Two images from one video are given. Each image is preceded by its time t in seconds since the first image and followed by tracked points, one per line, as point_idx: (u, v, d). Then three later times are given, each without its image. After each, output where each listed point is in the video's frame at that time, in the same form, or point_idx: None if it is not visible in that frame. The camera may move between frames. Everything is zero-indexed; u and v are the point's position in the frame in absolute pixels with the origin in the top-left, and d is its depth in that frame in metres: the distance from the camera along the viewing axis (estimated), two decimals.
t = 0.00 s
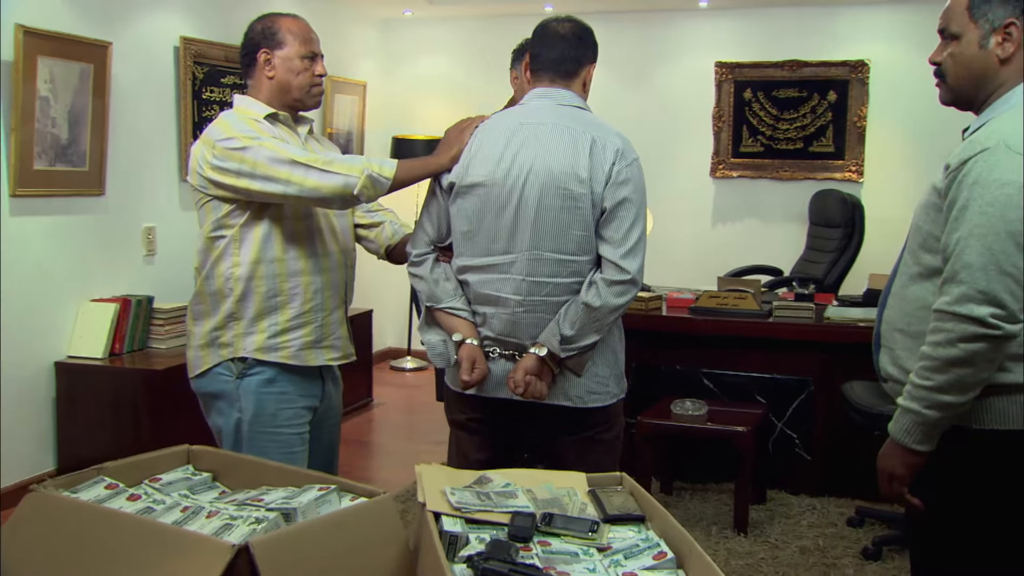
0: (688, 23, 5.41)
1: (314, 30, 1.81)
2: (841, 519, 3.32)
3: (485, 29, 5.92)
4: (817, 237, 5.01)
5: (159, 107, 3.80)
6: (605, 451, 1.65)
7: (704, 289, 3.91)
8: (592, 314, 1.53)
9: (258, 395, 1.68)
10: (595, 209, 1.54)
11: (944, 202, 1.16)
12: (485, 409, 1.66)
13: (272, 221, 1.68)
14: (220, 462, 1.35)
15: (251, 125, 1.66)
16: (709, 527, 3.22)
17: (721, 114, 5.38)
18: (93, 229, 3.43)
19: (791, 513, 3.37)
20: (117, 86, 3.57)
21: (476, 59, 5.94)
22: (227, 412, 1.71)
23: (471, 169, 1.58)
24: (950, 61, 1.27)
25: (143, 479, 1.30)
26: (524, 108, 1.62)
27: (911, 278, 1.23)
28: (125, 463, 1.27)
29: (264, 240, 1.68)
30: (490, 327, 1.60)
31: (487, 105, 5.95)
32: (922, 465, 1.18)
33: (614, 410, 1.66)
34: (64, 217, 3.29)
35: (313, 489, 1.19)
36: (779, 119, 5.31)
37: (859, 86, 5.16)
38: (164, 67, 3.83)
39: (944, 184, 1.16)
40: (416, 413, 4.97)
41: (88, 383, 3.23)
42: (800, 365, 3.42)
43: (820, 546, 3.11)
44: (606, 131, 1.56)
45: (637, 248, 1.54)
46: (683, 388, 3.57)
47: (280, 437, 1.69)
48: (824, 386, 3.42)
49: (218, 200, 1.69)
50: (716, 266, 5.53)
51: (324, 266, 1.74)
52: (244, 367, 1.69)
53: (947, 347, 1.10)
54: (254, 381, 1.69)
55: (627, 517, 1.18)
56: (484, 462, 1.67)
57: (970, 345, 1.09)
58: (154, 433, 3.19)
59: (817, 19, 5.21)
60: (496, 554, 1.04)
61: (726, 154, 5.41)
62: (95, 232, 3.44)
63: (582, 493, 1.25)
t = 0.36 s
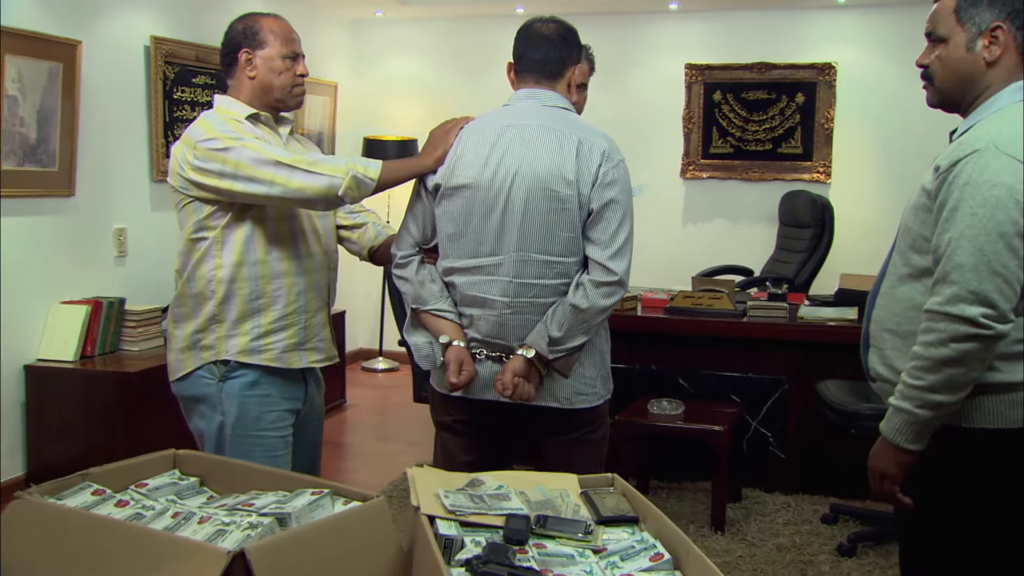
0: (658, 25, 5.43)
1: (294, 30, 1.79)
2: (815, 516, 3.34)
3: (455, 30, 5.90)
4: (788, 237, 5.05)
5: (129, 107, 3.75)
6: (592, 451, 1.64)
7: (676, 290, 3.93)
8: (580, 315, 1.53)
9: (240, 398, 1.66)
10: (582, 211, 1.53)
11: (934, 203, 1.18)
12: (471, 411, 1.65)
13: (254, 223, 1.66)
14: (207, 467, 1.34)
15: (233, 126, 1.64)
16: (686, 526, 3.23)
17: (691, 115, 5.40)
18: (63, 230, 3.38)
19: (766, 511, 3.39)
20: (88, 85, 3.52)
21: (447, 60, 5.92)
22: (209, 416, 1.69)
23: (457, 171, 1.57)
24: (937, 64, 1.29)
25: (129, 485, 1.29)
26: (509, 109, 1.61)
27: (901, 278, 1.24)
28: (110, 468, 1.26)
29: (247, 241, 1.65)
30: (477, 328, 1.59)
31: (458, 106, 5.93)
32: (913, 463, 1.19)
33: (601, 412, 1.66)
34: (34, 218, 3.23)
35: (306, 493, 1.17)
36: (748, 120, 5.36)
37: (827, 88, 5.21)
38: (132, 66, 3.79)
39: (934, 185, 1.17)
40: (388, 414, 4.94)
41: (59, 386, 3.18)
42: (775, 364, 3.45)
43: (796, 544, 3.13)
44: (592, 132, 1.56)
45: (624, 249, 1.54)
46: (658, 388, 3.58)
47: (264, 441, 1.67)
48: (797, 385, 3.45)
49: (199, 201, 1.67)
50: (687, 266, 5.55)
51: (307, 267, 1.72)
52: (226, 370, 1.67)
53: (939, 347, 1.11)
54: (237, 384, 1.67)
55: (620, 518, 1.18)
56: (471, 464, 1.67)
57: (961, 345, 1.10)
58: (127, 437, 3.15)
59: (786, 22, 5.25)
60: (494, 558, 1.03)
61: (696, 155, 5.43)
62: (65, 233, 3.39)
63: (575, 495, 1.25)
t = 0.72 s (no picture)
0: (629, 27, 5.45)
1: (276, 30, 1.77)
2: (790, 514, 3.37)
3: (426, 31, 5.88)
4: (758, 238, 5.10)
5: (98, 106, 3.71)
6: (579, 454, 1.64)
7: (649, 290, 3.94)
8: (568, 316, 1.53)
9: (224, 401, 1.65)
10: (570, 212, 1.53)
11: (925, 205, 1.19)
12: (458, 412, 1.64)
13: (238, 223, 1.64)
14: (194, 472, 1.33)
15: (216, 125, 1.62)
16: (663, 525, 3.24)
17: (662, 117, 5.43)
18: (32, 231, 3.32)
19: (742, 508, 3.40)
20: (57, 84, 3.46)
21: (418, 60, 5.90)
22: (192, 419, 1.67)
23: (444, 171, 1.56)
24: (925, 66, 1.31)
25: (115, 490, 1.29)
26: (496, 110, 1.60)
27: (891, 279, 1.26)
28: (97, 474, 1.25)
29: (230, 242, 1.64)
30: (464, 330, 1.59)
31: (429, 107, 5.92)
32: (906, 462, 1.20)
33: (588, 413, 1.66)
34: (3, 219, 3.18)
35: (300, 497, 1.16)
36: (718, 121, 5.39)
37: (795, 90, 5.25)
38: (99, 65, 3.73)
39: (925, 187, 1.19)
40: (360, 415, 4.90)
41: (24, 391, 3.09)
42: (750, 363, 3.48)
43: (773, 541, 3.14)
44: (579, 133, 1.55)
45: (612, 251, 1.54)
46: (633, 387, 3.60)
47: (247, 444, 1.66)
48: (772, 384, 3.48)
49: (182, 201, 1.64)
50: (659, 266, 5.58)
51: (291, 268, 1.71)
52: (210, 372, 1.65)
53: (933, 348, 1.13)
54: (220, 387, 1.65)
55: (614, 519, 1.18)
56: (457, 466, 1.66)
57: (953, 346, 1.12)
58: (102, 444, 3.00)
59: (755, 25, 5.29)
60: (493, 561, 1.03)
61: (667, 156, 5.46)
62: (33, 235, 3.33)
63: (568, 497, 1.25)
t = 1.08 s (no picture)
0: (601, 29, 5.47)
1: (258, 29, 1.76)
2: (765, 511, 3.39)
3: (397, 31, 5.85)
4: (729, 238, 5.14)
5: (64, 105, 3.66)
6: (566, 454, 1.65)
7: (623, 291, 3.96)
8: (556, 317, 1.53)
9: (208, 403, 1.63)
10: (559, 212, 1.53)
11: (912, 206, 1.21)
12: (445, 413, 1.63)
13: (222, 223, 1.63)
14: (181, 475, 1.32)
15: (200, 125, 1.60)
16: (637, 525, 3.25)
17: (633, 118, 5.45)
18: None
19: (718, 507, 3.42)
20: (23, 83, 3.38)
21: (388, 61, 5.88)
22: (174, 422, 1.65)
23: (431, 172, 1.55)
24: (909, 69, 1.32)
25: (102, 494, 1.27)
26: (483, 110, 1.60)
27: (877, 280, 1.28)
28: (83, 479, 1.23)
29: (214, 242, 1.62)
30: (451, 331, 1.58)
31: (400, 107, 5.90)
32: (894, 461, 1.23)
33: (575, 414, 1.67)
34: None
35: (292, 501, 1.15)
36: (688, 122, 5.41)
37: (764, 92, 5.29)
38: (66, 64, 3.66)
39: (912, 189, 1.20)
40: (331, 416, 4.88)
41: None
42: (727, 363, 3.51)
43: (749, 539, 3.16)
44: (567, 135, 1.56)
45: (600, 252, 1.55)
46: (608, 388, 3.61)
47: (231, 447, 1.65)
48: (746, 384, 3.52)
49: (164, 201, 1.62)
50: (631, 267, 5.60)
51: (276, 268, 1.70)
52: (194, 374, 1.63)
53: (921, 348, 1.15)
54: (204, 390, 1.64)
55: (607, 520, 1.19)
56: (445, 467, 1.66)
57: (942, 346, 1.14)
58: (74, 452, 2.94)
59: (725, 28, 5.32)
60: (490, 564, 1.03)
61: (638, 157, 5.49)
62: None
63: (561, 498, 1.25)
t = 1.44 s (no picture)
0: (575, 31, 5.48)
1: (243, 29, 1.74)
2: (742, 509, 3.42)
3: (369, 31, 5.83)
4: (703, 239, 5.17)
5: (35, 107, 3.61)
6: (554, 454, 1.66)
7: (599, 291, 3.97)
8: (547, 317, 1.54)
9: (195, 407, 1.62)
10: (550, 213, 1.54)
11: (901, 207, 1.23)
12: (434, 415, 1.63)
13: (209, 224, 1.62)
14: (171, 479, 1.30)
15: (186, 125, 1.59)
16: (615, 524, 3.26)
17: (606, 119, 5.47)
18: None
19: (696, 505, 3.44)
20: None
21: (361, 61, 5.86)
22: (160, 425, 1.64)
23: (421, 172, 1.55)
24: (896, 72, 1.34)
25: (92, 500, 1.24)
26: (472, 111, 1.61)
27: (866, 280, 1.30)
28: (72, 484, 1.21)
29: (201, 244, 1.61)
30: (441, 331, 1.58)
31: (373, 108, 5.89)
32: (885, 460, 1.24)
33: (563, 414, 1.67)
34: None
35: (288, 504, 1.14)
36: (661, 123, 5.43)
37: (735, 94, 5.33)
38: (37, 66, 3.61)
39: (901, 191, 1.22)
40: (306, 418, 4.85)
41: None
42: (704, 363, 3.53)
43: (728, 537, 3.18)
44: (557, 137, 1.57)
45: (590, 253, 1.56)
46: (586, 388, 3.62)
47: (218, 450, 1.64)
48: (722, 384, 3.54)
49: (150, 202, 1.61)
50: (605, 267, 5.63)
51: (263, 270, 1.69)
52: (181, 377, 1.62)
53: (912, 347, 1.16)
54: (191, 393, 1.62)
55: (602, 521, 1.19)
56: (433, 469, 1.66)
57: (933, 345, 1.16)
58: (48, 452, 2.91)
59: (698, 31, 5.36)
60: (489, 566, 1.04)
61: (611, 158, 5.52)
62: None
63: (555, 499, 1.25)
